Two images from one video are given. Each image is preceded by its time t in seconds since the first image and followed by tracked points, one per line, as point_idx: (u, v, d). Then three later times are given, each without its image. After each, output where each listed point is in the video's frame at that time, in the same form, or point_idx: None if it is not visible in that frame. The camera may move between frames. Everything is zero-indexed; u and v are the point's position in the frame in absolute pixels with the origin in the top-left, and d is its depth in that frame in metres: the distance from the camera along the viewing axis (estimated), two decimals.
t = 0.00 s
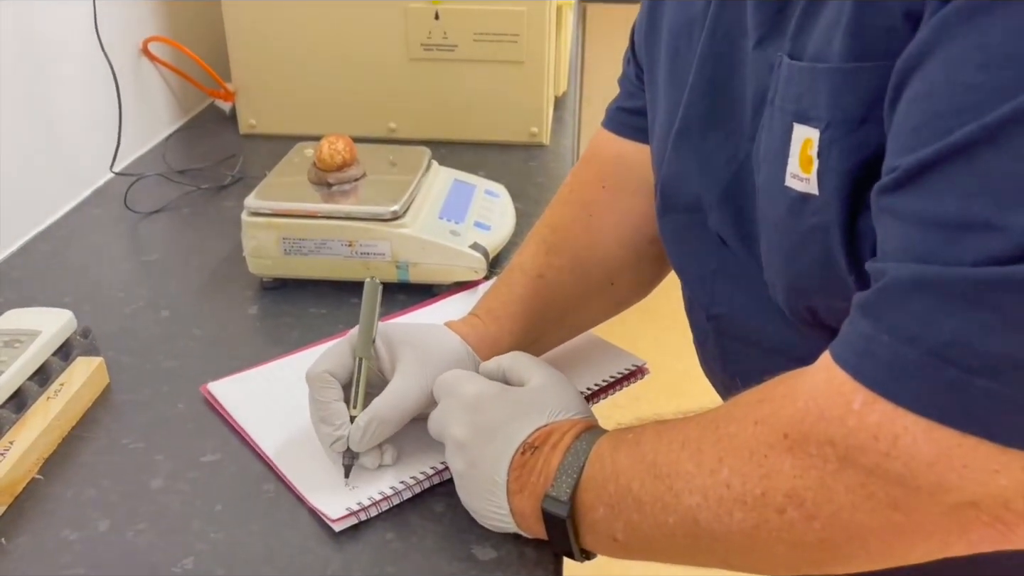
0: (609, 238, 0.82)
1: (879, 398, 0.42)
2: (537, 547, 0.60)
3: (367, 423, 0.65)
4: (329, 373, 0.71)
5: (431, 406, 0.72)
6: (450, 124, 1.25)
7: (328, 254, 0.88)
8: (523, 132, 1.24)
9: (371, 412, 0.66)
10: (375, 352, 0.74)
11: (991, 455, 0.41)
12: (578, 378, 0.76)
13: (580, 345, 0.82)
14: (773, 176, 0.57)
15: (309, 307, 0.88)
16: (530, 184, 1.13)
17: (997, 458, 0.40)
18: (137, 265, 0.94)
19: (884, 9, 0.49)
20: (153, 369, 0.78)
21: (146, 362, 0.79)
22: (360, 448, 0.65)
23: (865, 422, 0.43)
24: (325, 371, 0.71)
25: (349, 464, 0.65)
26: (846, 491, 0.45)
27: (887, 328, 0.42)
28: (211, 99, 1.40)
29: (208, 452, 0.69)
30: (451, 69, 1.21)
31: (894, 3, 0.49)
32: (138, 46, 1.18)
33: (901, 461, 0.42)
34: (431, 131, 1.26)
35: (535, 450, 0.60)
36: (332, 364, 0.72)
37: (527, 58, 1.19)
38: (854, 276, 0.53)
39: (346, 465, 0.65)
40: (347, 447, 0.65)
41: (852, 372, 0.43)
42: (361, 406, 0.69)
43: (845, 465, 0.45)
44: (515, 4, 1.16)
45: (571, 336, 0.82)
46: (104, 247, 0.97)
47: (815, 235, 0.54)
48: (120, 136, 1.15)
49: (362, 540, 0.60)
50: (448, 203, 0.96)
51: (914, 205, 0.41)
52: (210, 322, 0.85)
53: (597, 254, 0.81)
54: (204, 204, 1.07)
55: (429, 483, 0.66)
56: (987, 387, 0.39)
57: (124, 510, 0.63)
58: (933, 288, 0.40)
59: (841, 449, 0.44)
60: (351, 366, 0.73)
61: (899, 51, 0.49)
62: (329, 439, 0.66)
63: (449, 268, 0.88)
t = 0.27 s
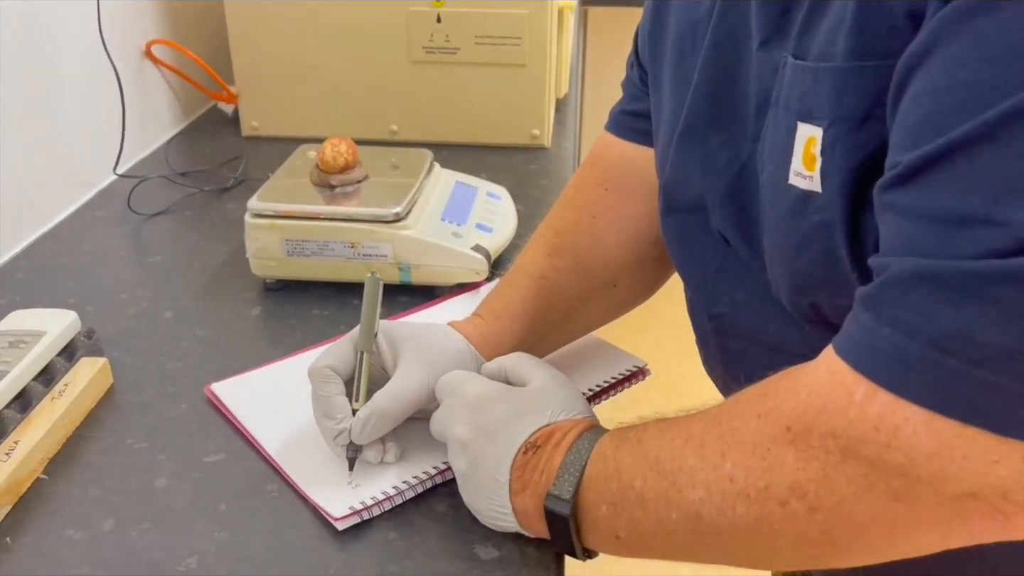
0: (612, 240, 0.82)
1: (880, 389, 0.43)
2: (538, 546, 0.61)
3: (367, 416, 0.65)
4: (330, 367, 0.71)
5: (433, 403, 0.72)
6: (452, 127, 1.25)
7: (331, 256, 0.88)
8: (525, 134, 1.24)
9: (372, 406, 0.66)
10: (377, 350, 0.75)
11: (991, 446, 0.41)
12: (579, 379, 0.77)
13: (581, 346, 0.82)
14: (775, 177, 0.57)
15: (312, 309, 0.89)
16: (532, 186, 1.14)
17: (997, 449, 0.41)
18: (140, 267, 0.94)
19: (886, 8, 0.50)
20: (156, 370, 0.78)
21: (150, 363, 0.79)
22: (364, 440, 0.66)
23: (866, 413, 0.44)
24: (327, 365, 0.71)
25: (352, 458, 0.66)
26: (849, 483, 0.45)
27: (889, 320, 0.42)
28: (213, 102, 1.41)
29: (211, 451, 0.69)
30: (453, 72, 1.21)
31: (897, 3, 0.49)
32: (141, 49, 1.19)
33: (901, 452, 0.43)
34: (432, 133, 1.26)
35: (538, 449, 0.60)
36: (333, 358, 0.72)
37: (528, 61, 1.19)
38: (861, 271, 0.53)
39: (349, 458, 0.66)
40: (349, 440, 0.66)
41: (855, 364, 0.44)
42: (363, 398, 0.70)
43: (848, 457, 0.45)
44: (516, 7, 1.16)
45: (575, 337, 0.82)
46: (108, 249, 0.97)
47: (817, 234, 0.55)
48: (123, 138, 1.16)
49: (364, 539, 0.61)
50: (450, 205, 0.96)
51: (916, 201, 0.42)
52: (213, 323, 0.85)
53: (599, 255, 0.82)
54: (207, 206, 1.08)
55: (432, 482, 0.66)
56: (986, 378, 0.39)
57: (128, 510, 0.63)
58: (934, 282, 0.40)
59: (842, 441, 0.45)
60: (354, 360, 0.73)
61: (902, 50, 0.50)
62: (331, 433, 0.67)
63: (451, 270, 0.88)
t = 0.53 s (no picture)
0: (614, 241, 0.82)
1: (880, 382, 0.43)
2: (540, 545, 0.61)
3: (366, 415, 0.66)
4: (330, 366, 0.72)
5: (433, 403, 0.72)
6: (454, 129, 1.26)
7: (333, 257, 0.89)
8: (527, 137, 1.25)
9: (371, 405, 0.67)
10: (377, 349, 0.75)
11: (989, 438, 0.41)
12: (582, 380, 0.77)
13: (583, 347, 0.83)
14: (777, 176, 0.58)
15: (314, 310, 0.89)
16: (533, 188, 1.14)
17: (995, 441, 0.41)
18: (144, 268, 0.95)
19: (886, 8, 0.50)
20: (160, 371, 0.79)
21: (154, 364, 0.80)
22: (362, 440, 0.66)
23: (866, 407, 0.44)
24: (329, 364, 0.72)
25: (350, 457, 0.66)
26: (849, 477, 0.46)
27: (889, 314, 0.42)
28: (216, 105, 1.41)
29: (215, 452, 0.69)
30: (455, 74, 1.21)
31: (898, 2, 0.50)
32: (144, 51, 1.20)
33: (900, 445, 0.43)
34: (434, 136, 1.26)
35: (539, 449, 0.61)
36: (334, 357, 0.73)
37: (530, 64, 1.20)
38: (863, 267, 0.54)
39: (347, 457, 0.66)
40: (347, 439, 0.67)
41: (855, 358, 0.44)
42: (363, 399, 0.70)
43: (847, 451, 0.45)
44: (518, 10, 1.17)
45: (577, 338, 0.83)
46: (112, 250, 0.98)
47: (818, 232, 0.55)
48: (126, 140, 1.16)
49: (367, 539, 0.61)
50: (453, 207, 0.97)
51: (915, 196, 0.42)
52: (216, 324, 0.86)
53: (601, 256, 0.82)
54: (210, 208, 1.08)
55: (434, 482, 0.66)
56: (984, 372, 0.40)
57: (132, 510, 0.63)
58: (932, 276, 0.40)
59: (842, 434, 0.45)
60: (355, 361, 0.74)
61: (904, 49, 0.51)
62: (330, 431, 0.67)
63: (453, 271, 0.89)
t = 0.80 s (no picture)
0: (616, 241, 0.82)
1: (882, 378, 0.43)
2: (541, 545, 0.61)
3: (367, 418, 0.66)
4: (332, 369, 0.72)
5: (434, 404, 0.72)
6: (455, 130, 1.26)
7: (335, 258, 0.89)
8: (528, 138, 1.25)
9: (371, 408, 0.67)
10: (378, 350, 0.75)
11: (991, 434, 0.41)
12: (583, 380, 0.77)
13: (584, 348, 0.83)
14: (782, 173, 0.58)
15: (315, 310, 0.89)
16: (534, 189, 1.14)
17: (997, 438, 0.41)
18: (145, 269, 0.95)
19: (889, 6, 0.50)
20: (162, 370, 0.79)
21: (154, 364, 0.80)
22: (363, 443, 0.66)
23: (869, 403, 0.44)
24: (329, 367, 0.72)
25: (350, 459, 0.66)
26: (851, 473, 0.46)
27: (892, 310, 0.42)
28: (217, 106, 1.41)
29: (216, 451, 0.69)
30: (456, 75, 1.22)
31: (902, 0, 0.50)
32: (145, 52, 1.20)
33: (903, 441, 0.43)
34: (435, 137, 1.27)
35: (540, 449, 0.61)
36: (335, 360, 0.73)
37: (531, 65, 1.20)
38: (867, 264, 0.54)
39: (347, 459, 0.66)
40: (348, 442, 0.67)
41: (858, 355, 0.44)
42: (364, 403, 0.70)
43: (850, 448, 0.45)
44: (519, 11, 1.17)
45: (579, 338, 0.83)
46: (113, 251, 0.98)
47: (823, 229, 0.55)
48: (128, 141, 1.16)
49: (368, 539, 0.61)
50: (454, 207, 0.97)
51: (919, 193, 0.42)
52: (217, 325, 0.86)
53: (603, 256, 0.82)
54: (211, 209, 1.08)
55: (434, 482, 0.66)
56: (987, 368, 0.40)
57: (133, 509, 0.63)
58: (936, 272, 0.40)
59: (844, 431, 0.45)
60: (356, 363, 0.74)
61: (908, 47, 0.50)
62: (330, 434, 0.67)
63: (454, 271, 0.89)
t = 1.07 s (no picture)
0: (618, 242, 0.82)
1: (886, 377, 0.43)
2: (543, 546, 0.61)
3: (369, 420, 0.66)
4: (334, 371, 0.71)
5: (435, 405, 0.72)
6: (456, 131, 1.26)
7: (335, 259, 0.89)
8: (529, 139, 1.25)
9: (372, 410, 0.66)
10: (380, 351, 0.75)
11: (995, 434, 0.41)
12: (584, 381, 0.77)
13: (585, 350, 0.82)
14: (785, 173, 0.58)
15: (317, 311, 0.89)
16: (536, 191, 1.14)
17: (1001, 437, 0.41)
18: (146, 269, 0.95)
19: (892, 6, 0.50)
20: (162, 371, 0.79)
21: (155, 364, 0.80)
22: (363, 445, 0.66)
23: (872, 402, 0.44)
24: (331, 368, 0.72)
25: (351, 461, 0.66)
26: (854, 473, 0.46)
27: (895, 309, 0.42)
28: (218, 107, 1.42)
29: (217, 452, 0.69)
30: (457, 76, 1.22)
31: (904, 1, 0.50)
32: (146, 53, 1.20)
33: (906, 441, 0.43)
34: (436, 138, 1.27)
35: (541, 450, 0.61)
36: (337, 362, 0.73)
37: (532, 66, 1.20)
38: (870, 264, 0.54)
39: (348, 461, 0.66)
40: (349, 443, 0.66)
41: (862, 354, 0.44)
42: (365, 404, 0.70)
43: (852, 448, 0.45)
44: (520, 12, 1.17)
45: (580, 339, 0.83)
46: (114, 251, 0.98)
47: (826, 228, 0.55)
48: (129, 142, 1.16)
49: (369, 540, 0.61)
50: (455, 209, 0.97)
51: (922, 193, 0.42)
52: (218, 325, 0.86)
53: (605, 257, 0.82)
54: (212, 209, 1.08)
55: (435, 484, 0.66)
56: (991, 367, 0.40)
57: (134, 510, 0.63)
58: (939, 271, 0.40)
59: (847, 430, 0.45)
60: (357, 364, 0.74)
61: (910, 47, 0.50)
62: (331, 436, 0.67)
63: (455, 273, 0.89)
